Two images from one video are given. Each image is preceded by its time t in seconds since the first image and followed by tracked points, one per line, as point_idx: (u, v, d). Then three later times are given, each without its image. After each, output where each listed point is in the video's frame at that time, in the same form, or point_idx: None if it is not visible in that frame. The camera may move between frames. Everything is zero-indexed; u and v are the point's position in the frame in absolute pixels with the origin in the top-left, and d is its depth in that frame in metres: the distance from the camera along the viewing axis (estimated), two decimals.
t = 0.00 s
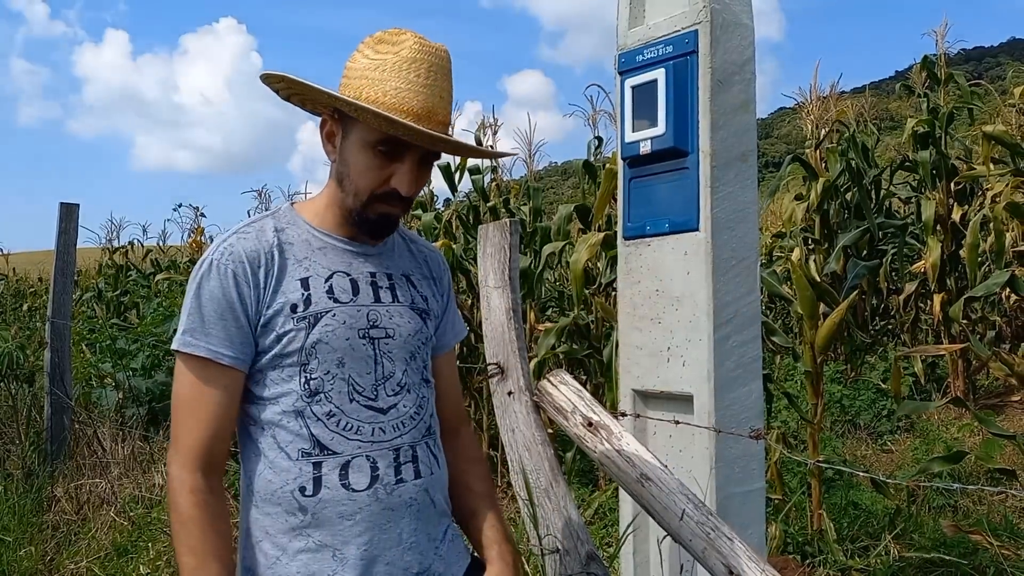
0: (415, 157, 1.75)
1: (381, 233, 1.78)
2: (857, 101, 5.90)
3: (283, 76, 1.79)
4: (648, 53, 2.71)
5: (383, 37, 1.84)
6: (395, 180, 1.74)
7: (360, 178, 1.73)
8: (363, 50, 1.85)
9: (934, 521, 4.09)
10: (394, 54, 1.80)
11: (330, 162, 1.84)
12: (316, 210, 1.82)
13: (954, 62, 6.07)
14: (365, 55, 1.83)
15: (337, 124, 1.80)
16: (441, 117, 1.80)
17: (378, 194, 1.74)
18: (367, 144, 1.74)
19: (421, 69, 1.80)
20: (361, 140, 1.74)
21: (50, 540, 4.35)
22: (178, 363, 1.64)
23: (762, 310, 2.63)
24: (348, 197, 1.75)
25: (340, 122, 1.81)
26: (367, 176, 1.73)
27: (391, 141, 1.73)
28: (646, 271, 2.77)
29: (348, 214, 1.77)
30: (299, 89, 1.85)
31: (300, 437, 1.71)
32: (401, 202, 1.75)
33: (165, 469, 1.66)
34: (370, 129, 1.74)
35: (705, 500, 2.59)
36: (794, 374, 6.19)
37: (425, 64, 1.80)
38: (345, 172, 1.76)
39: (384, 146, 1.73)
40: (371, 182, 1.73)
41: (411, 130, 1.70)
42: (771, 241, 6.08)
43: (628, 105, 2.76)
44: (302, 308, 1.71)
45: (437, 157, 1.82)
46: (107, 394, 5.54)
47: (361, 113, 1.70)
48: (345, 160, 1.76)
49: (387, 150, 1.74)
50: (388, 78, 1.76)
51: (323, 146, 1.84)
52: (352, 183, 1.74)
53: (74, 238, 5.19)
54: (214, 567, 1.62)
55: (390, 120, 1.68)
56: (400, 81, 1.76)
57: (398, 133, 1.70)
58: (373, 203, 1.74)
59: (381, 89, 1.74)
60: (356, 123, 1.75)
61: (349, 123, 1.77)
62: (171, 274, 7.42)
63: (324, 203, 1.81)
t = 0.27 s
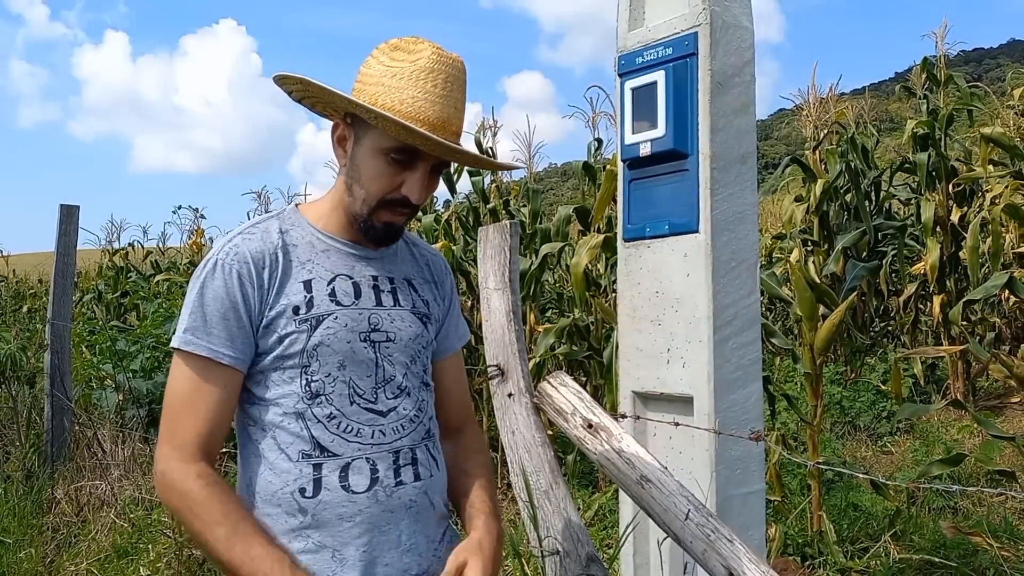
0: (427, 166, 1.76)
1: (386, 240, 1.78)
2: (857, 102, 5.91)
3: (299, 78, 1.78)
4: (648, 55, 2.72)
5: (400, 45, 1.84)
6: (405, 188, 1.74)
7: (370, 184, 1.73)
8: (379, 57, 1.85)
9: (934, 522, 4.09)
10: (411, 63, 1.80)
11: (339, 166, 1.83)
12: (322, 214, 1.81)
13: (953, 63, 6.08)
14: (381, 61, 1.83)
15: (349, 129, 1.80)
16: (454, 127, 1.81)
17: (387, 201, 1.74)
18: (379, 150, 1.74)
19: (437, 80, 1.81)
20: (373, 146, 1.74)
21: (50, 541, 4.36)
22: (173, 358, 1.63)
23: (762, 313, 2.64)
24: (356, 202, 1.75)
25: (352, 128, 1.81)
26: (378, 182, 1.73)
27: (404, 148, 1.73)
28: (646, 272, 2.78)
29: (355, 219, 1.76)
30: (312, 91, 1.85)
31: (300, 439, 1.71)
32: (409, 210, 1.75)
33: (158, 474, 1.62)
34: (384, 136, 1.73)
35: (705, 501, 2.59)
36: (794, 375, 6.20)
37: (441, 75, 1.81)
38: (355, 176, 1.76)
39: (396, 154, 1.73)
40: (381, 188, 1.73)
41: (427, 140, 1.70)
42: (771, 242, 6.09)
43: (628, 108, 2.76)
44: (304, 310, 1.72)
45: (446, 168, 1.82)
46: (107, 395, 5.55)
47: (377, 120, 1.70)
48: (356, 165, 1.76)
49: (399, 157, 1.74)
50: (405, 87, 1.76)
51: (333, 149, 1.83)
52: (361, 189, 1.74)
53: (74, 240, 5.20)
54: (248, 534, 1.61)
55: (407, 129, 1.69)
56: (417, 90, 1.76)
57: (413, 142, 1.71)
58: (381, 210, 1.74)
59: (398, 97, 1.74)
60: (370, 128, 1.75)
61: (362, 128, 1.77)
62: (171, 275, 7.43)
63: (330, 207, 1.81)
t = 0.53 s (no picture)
0: (433, 175, 1.76)
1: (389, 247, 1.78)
2: (855, 105, 5.92)
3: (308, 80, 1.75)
4: (646, 58, 2.72)
5: (409, 55, 1.85)
6: (411, 197, 1.75)
7: (378, 191, 1.73)
8: (387, 65, 1.84)
9: (932, 525, 4.09)
10: (422, 74, 1.81)
11: (341, 170, 1.81)
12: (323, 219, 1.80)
13: (951, 66, 6.09)
14: (391, 69, 1.82)
15: (355, 134, 1.78)
16: (459, 139, 1.82)
17: (393, 208, 1.74)
18: (388, 157, 1.73)
19: (447, 93, 1.82)
20: (381, 153, 1.73)
21: (47, 543, 4.35)
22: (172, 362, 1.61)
23: (760, 315, 2.64)
24: (361, 208, 1.74)
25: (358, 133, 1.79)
26: (386, 189, 1.73)
27: (413, 157, 1.73)
28: (645, 274, 2.78)
29: (359, 225, 1.76)
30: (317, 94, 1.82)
31: (299, 442, 1.71)
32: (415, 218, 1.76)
33: (169, 483, 1.59)
34: (394, 144, 1.73)
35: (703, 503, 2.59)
36: (792, 377, 6.20)
37: (451, 89, 1.82)
38: (361, 182, 1.74)
39: (405, 162, 1.73)
40: (389, 195, 1.73)
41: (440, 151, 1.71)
42: (770, 245, 6.09)
43: (626, 110, 2.76)
44: (303, 314, 1.72)
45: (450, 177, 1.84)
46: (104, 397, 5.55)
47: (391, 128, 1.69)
48: (362, 171, 1.74)
49: (407, 165, 1.74)
50: (416, 97, 1.77)
51: (336, 153, 1.81)
52: (367, 195, 1.73)
53: (72, 242, 5.20)
54: (276, 494, 1.61)
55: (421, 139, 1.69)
56: (428, 101, 1.77)
57: (425, 152, 1.71)
58: (387, 216, 1.74)
59: (410, 107, 1.75)
60: (379, 136, 1.74)
61: (369, 134, 1.76)
62: (170, 277, 7.42)
63: (332, 212, 1.80)
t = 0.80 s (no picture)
0: (436, 186, 1.77)
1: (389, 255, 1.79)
2: (852, 108, 5.93)
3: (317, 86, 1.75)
4: (643, 62, 2.73)
5: (417, 65, 1.85)
6: (413, 206, 1.76)
7: (382, 200, 1.73)
8: (395, 73, 1.84)
9: (929, 528, 4.10)
10: (430, 85, 1.82)
11: (343, 175, 1.81)
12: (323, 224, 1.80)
13: (948, 69, 6.10)
14: (399, 79, 1.82)
15: (360, 141, 1.78)
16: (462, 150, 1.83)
17: (396, 216, 1.74)
18: (393, 167, 1.73)
19: (454, 105, 1.83)
20: (386, 162, 1.74)
21: (45, 547, 4.35)
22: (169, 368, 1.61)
23: (757, 318, 2.65)
24: (364, 215, 1.74)
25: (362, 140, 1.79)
26: (390, 198, 1.73)
27: (418, 168, 1.74)
28: (642, 278, 2.78)
29: (361, 232, 1.76)
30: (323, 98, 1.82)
31: (297, 446, 1.71)
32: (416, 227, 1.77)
33: (170, 488, 1.58)
34: (400, 154, 1.73)
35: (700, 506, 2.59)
36: (790, 381, 6.20)
37: (458, 101, 1.83)
38: (364, 190, 1.74)
39: (409, 172, 1.74)
40: (392, 204, 1.73)
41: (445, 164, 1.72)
42: (767, 248, 6.10)
43: (623, 113, 2.77)
44: (302, 318, 1.72)
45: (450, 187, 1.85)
46: (102, 401, 5.54)
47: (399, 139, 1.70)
48: (367, 178, 1.74)
49: (411, 175, 1.75)
50: (424, 108, 1.77)
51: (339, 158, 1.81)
52: (371, 203, 1.73)
53: (70, 245, 5.20)
54: (279, 490, 1.62)
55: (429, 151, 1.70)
56: (435, 114, 1.78)
57: (431, 164, 1.72)
58: (389, 225, 1.74)
59: (418, 119, 1.75)
60: (385, 145, 1.74)
61: (375, 142, 1.76)
62: (168, 280, 7.42)
63: (332, 218, 1.80)
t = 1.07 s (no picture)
0: (434, 185, 1.78)
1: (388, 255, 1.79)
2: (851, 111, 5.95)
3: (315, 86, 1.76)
4: (642, 65, 2.73)
5: (415, 67, 1.86)
6: (412, 206, 1.76)
7: (379, 199, 1.73)
8: (394, 75, 1.85)
9: (928, 531, 4.10)
10: (428, 86, 1.82)
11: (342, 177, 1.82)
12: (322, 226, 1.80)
13: (946, 73, 6.12)
14: (396, 80, 1.83)
15: (358, 141, 1.79)
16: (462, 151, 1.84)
17: (394, 216, 1.74)
18: (390, 166, 1.74)
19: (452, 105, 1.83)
20: (384, 162, 1.74)
21: (43, 550, 4.34)
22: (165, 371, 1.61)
23: (756, 321, 2.65)
24: (362, 215, 1.74)
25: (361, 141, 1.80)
26: (387, 197, 1.74)
27: (416, 167, 1.74)
28: (641, 281, 2.79)
29: (359, 232, 1.76)
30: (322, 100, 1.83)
31: (297, 449, 1.71)
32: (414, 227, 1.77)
33: (166, 491, 1.58)
34: (397, 153, 1.74)
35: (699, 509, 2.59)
36: (789, 383, 6.20)
37: (456, 102, 1.84)
38: (362, 190, 1.75)
39: (407, 171, 1.74)
40: (390, 203, 1.74)
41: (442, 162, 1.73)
42: (766, 251, 6.11)
43: (622, 116, 2.77)
44: (302, 322, 1.72)
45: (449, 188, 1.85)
46: (101, 404, 5.54)
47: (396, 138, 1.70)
48: (365, 178, 1.75)
49: (409, 175, 1.75)
50: (422, 109, 1.78)
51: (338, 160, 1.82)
52: (368, 203, 1.73)
53: (69, 248, 5.19)
54: (275, 493, 1.62)
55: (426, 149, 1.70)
56: (434, 115, 1.78)
57: (428, 162, 1.72)
58: (387, 224, 1.74)
59: (415, 118, 1.76)
60: (382, 145, 1.75)
61: (373, 142, 1.77)
62: (167, 283, 7.42)
63: (331, 219, 1.80)
